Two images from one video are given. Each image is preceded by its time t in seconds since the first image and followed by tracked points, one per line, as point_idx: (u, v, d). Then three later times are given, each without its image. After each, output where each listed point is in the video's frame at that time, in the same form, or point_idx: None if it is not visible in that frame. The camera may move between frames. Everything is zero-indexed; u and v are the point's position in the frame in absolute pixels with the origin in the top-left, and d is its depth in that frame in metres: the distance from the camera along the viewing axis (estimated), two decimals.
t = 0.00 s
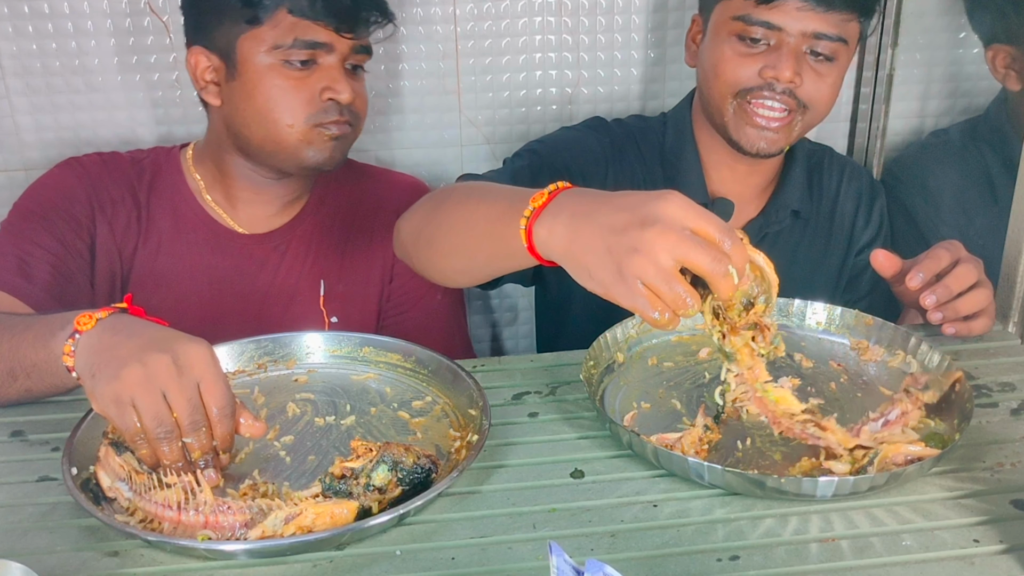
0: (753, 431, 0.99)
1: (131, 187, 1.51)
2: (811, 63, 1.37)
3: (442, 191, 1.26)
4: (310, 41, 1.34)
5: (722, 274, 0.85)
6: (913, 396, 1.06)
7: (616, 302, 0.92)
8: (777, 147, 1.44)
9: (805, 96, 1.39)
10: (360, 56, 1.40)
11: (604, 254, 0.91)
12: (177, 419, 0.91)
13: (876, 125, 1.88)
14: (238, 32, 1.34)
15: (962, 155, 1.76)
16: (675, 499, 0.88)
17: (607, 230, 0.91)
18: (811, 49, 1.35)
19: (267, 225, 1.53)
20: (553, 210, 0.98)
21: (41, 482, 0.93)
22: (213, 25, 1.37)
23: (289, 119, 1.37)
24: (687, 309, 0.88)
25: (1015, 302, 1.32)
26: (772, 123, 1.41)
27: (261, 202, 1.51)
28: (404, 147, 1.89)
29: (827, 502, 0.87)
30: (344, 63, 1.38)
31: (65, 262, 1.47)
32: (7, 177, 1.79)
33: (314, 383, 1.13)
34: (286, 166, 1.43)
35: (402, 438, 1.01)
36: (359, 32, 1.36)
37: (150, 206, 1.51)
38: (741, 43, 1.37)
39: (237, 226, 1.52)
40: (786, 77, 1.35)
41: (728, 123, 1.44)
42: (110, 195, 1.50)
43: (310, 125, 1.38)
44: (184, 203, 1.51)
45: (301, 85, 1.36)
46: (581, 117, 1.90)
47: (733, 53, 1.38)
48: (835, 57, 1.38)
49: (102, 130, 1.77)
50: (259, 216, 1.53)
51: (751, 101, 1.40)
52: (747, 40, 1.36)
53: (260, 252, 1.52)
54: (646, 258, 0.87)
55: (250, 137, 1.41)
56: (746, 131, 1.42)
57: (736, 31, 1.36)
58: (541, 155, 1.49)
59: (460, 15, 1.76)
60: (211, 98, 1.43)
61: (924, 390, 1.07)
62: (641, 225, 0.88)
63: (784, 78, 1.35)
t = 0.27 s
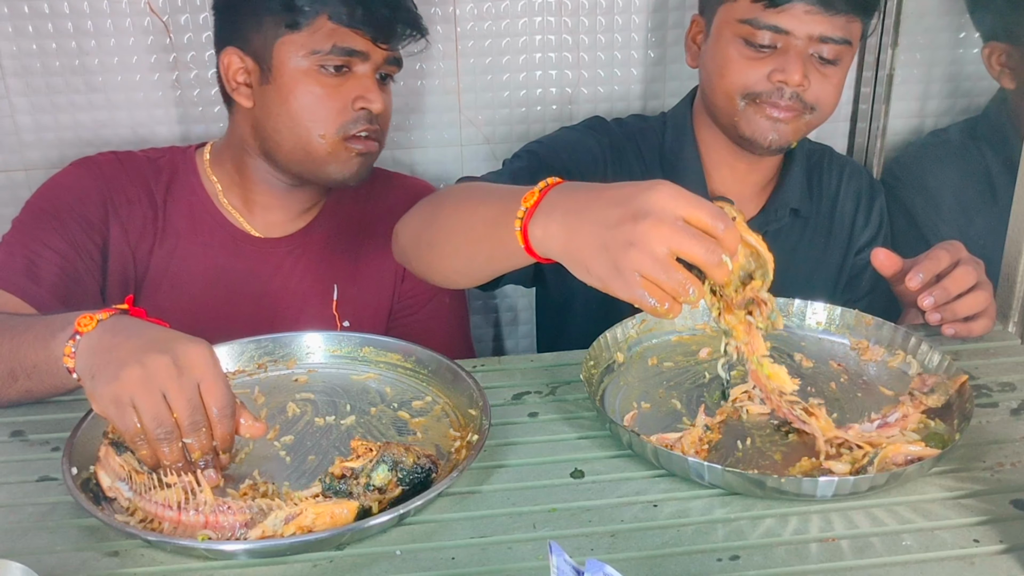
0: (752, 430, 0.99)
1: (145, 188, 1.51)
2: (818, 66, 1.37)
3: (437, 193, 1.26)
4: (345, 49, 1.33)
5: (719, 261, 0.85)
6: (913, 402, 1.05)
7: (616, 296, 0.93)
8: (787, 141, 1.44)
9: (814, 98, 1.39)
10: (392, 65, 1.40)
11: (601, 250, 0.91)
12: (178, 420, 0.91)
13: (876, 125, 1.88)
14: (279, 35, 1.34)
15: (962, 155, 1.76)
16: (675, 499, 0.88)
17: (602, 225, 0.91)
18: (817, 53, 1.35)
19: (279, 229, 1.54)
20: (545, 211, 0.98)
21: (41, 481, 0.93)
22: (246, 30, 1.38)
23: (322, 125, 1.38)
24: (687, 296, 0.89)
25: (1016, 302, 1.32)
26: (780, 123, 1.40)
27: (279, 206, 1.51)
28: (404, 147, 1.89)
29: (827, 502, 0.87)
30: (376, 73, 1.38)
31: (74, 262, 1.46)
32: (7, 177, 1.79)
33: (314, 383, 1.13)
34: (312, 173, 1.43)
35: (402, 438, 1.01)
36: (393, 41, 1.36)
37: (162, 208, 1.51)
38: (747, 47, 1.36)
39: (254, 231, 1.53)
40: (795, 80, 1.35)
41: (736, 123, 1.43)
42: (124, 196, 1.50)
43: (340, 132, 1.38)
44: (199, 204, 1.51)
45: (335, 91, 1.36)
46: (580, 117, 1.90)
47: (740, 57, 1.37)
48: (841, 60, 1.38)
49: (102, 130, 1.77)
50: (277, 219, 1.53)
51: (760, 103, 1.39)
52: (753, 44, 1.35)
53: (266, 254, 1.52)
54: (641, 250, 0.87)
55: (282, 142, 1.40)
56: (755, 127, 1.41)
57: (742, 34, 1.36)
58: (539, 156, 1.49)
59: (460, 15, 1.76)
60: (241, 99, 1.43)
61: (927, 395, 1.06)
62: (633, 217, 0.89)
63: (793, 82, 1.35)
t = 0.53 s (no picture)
0: (753, 430, 0.99)
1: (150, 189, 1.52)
2: (823, 76, 1.36)
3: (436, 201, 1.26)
4: (347, 53, 1.33)
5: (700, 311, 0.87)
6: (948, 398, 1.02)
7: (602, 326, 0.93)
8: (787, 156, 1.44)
9: (815, 112, 1.39)
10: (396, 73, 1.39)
11: (594, 278, 0.92)
12: (178, 419, 0.91)
13: (876, 125, 1.88)
14: (280, 35, 1.34)
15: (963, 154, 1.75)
16: (675, 499, 0.88)
17: (600, 260, 0.92)
18: (822, 62, 1.34)
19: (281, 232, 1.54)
20: (552, 232, 0.98)
21: (41, 481, 0.93)
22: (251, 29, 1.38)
23: (322, 129, 1.37)
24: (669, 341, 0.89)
25: (1015, 302, 1.33)
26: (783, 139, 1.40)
27: (280, 209, 1.52)
28: (404, 147, 1.89)
29: (827, 502, 0.87)
30: (378, 79, 1.37)
31: (76, 262, 1.46)
32: (6, 177, 1.79)
33: (314, 383, 1.13)
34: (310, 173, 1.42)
35: (402, 439, 1.01)
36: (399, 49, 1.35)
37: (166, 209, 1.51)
38: (753, 59, 1.36)
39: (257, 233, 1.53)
40: (800, 92, 1.34)
41: (739, 137, 1.44)
42: (129, 196, 1.51)
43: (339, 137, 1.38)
44: (202, 206, 1.51)
45: (336, 95, 1.35)
46: (580, 117, 1.90)
47: (744, 68, 1.37)
48: (843, 69, 1.37)
49: (101, 129, 1.77)
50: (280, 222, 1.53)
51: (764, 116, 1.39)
52: (758, 55, 1.35)
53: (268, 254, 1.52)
54: (635, 287, 0.87)
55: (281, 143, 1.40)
56: (757, 143, 1.42)
57: (747, 44, 1.35)
58: (534, 160, 1.49)
59: (461, 15, 1.76)
60: (243, 96, 1.43)
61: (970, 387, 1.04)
62: (631, 257, 0.89)
63: (798, 94, 1.35)
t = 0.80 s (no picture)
0: (753, 431, 0.99)
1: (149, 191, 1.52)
2: (821, 76, 1.37)
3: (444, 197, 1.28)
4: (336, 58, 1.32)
5: (671, 348, 0.88)
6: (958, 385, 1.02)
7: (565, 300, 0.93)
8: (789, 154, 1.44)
9: (815, 112, 1.38)
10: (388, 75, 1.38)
11: (586, 261, 0.93)
12: (178, 419, 0.91)
13: (876, 125, 1.88)
14: (268, 40, 1.34)
15: (963, 155, 1.75)
16: (675, 499, 0.88)
17: (599, 254, 0.93)
18: (820, 63, 1.34)
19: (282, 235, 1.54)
20: (571, 213, 1.01)
21: (41, 481, 0.93)
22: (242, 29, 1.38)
23: (311, 132, 1.36)
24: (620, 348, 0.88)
25: (1015, 302, 1.33)
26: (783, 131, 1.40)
27: (279, 211, 1.52)
28: (404, 147, 1.89)
29: (827, 502, 0.87)
30: (368, 82, 1.36)
31: (75, 263, 1.46)
32: (6, 177, 1.79)
33: (314, 383, 1.13)
34: (302, 178, 1.42)
35: (402, 439, 1.01)
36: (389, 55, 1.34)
37: (166, 211, 1.51)
38: (751, 61, 1.36)
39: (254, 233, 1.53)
40: (799, 94, 1.34)
41: (740, 138, 1.44)
42: (129, 197, 1.51)
43: (328, 140, 1.37)
44: (201, 207, 1.51)
45: (325, 100, 1.35)
46: (580, 117, 1.90)
47: (744, 71, 1.37)
48: (842, 68, 1.37)
49: (101, 129, 1.77)
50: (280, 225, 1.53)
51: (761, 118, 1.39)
52: (756, 57, 1.35)
53: (269, 256, 1.52)
54: (613, 287, 0.89)
55: (269, 143, 1.40)
56: (760, 143, 1.42)
57: (746, 47, 1.35)
58: (530, 161, 1.50)
59: (461, 15, 1.76)
60: (234, 100, 1.43)
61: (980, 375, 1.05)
62: (628, 269, 0.90)
63: (797, 96, 1.34)
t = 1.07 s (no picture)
0: (753, 430, 0.99)
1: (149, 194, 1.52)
2: (827, 84, 1.36)
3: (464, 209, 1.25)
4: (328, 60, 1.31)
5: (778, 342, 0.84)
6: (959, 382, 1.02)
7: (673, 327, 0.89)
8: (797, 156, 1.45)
9: (821, 118, 1.39)
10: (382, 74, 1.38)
11: (678, 281, 0.88)
12: (178, 418, 0.91)
13: (876, 125, 1.88)
14: (257, 44, 1.33)
15: (963, 154, 1.75)
16: (675, 499, 0.88)
17: (688, 267, 0.88)
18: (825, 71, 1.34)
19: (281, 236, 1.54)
20: (643, 235, 0.94)
21: (41, 481, 0.93)
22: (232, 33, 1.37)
23: (302, 134, 1.36)
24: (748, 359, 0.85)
25: (1015, 302, 1.33)
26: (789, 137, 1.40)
27: (277, 213, 1.52)
28: (404, 147, 1.89)
29: (827, 502, 0.87)
30: (361, 81, 1.35)
31: (75, 263, 1.46)
32: (6, 177, 1.79)
33: (314, 383, 1.13)
34: (296, 181, 1.43)
35: (402, 438, 1.01)
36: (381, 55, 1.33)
37: (166, 212, 1.51)
38: (757, 69, 1.35)
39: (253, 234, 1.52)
40: (805, 103, 1.34)
41: (746, 142, 1.44)
42: (129, 198, 1.51)
43: (320, 143, 1.37)
44: (200, 207, 1.51)
45: (316, 102, 1.35)
46: (580, 117, 1.90)
47: (748, 78, 1.37)
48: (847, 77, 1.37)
49: (101, 129, 1.77)
50: (278, 226, 1.53)
51: (767, 124, 1.40)
52: (761, 65, 1.35)
53: (269, 257, 1.52)
54: (719, 296, 0.85)
55: (260, 145, 1.40)
56: (768, 147, 1.42)
57: (752, 54, 1.35)
58: (542, 163, 1.48)
59: (460, 15, 1.76)
60: (228, 104, 1.44)
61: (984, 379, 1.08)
62: (725, 270, 0.87)
63: (802, 105, 1.35)
